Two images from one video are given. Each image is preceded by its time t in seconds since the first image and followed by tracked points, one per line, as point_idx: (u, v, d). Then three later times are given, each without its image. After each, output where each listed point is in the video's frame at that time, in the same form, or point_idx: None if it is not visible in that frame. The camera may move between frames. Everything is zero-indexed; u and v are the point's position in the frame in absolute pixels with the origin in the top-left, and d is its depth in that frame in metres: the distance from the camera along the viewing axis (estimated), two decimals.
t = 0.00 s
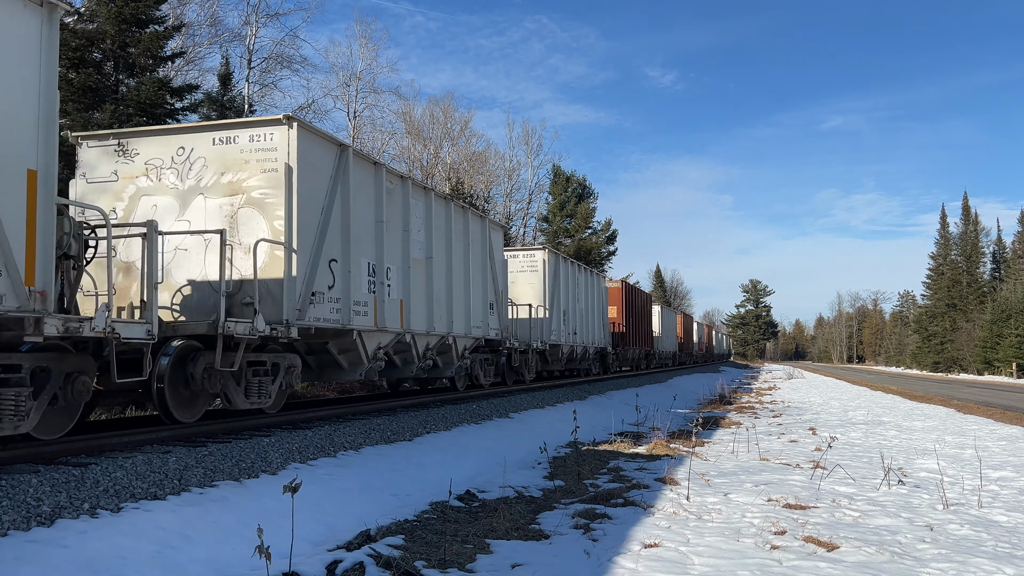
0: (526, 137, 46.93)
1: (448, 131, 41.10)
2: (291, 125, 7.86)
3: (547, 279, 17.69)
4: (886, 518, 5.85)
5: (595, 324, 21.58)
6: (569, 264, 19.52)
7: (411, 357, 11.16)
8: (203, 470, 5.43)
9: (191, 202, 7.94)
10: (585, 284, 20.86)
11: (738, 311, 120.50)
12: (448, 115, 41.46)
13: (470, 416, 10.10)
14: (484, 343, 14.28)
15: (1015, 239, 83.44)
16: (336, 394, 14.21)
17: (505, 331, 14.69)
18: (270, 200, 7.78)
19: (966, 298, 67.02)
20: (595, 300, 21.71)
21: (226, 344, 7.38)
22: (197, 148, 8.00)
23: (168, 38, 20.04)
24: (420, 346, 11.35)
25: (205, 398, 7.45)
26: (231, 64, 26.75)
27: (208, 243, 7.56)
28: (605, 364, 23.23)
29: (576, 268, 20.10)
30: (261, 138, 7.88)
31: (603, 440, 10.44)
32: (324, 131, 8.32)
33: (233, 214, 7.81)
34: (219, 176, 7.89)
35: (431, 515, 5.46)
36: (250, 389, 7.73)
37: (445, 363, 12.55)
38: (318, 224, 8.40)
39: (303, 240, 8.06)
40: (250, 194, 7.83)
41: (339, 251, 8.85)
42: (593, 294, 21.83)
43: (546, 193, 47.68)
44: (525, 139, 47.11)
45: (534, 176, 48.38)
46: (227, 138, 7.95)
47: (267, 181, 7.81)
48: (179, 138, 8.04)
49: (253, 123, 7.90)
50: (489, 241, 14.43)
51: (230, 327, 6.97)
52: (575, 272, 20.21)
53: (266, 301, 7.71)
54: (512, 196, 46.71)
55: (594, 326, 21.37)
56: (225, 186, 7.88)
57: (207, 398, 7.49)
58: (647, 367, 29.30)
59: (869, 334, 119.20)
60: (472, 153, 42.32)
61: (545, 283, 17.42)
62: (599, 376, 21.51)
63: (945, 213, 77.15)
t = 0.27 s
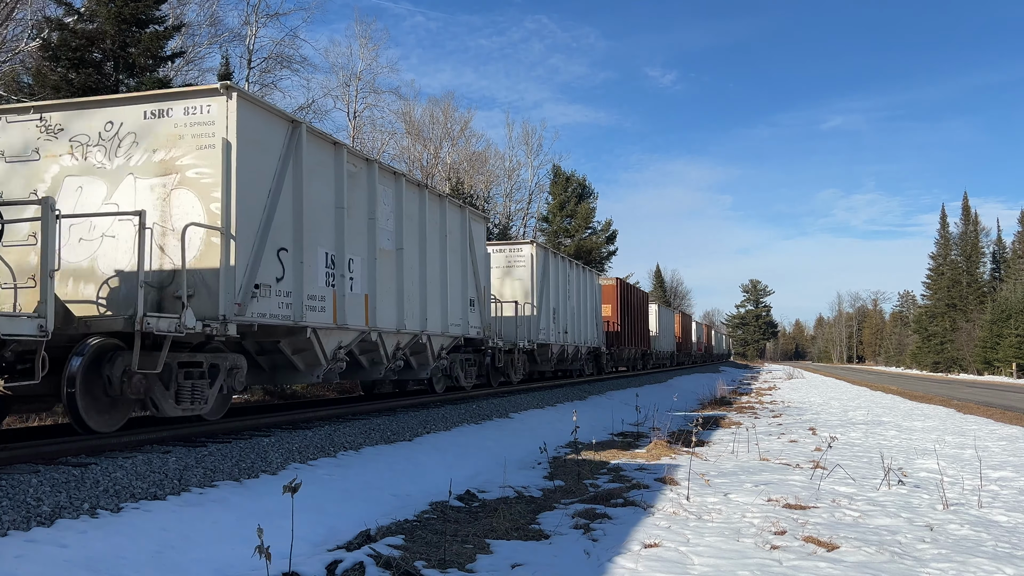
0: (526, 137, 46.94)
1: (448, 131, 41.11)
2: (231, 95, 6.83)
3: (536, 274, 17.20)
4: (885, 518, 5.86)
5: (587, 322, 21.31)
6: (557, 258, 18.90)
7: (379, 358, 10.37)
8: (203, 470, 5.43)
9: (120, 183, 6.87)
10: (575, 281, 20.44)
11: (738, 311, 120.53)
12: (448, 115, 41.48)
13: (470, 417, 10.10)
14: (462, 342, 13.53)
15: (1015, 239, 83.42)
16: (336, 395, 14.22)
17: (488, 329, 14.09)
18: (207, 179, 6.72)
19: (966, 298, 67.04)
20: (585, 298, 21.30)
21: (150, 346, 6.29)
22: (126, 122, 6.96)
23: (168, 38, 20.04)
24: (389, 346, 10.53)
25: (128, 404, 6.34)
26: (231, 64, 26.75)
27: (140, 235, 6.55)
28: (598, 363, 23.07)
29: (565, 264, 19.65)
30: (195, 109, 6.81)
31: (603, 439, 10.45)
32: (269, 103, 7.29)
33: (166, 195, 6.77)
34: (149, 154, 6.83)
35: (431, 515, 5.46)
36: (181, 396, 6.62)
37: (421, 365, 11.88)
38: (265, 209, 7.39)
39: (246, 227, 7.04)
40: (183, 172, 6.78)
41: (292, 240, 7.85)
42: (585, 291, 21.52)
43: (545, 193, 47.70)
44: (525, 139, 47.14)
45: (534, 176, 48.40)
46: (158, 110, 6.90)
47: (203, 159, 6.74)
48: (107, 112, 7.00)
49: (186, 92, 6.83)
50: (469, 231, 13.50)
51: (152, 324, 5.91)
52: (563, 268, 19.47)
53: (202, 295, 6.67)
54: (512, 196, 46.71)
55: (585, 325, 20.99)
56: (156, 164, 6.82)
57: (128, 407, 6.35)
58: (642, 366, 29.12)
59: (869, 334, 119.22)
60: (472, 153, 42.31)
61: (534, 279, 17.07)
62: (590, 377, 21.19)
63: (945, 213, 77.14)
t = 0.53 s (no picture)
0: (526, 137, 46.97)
1: (447, 131, 41.12)
2: (152, 59, 6.23)
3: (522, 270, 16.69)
4: (886, 518, 5.85)
5: (577, 320, 20.91)
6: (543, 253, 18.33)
7: (342, 359, 9.68)
8: (203, 470, 5.44)
9: (29, 157, 6.34)
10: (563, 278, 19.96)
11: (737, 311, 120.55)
12: (448, 115, 41.49)
13: (470, 417, 10.11)
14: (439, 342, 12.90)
15: (1015, 239, 83.41)
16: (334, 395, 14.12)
17: (467, 328, 13.43)
18: (125, 153, 6.11)
19: (966, 298, 67.05)
20: (574, 295, 20.86)
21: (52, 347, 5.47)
22: (38, 90, 6.42)
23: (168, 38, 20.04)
24: (353, 346, 9.85)
25: (26, 411, 5.39)
26: (231, 64, 26.76)
27: (46, 214, 5.91)
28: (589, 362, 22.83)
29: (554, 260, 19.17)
30: (114, 74, 6.23)
31: (603, 439, 10.45)
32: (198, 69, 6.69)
33: (80, 171, 6.18)
34: (61, 125, 6.29)
35: (431, 515, 5.47)
36: (91, 403, 5.72)
37: (390, 366, 11.19)
38: (195, 190, 6.73)
39: (172, 208, 6.41)
40: (99, 146, 6.17)
41: (229, 225, 7.20)
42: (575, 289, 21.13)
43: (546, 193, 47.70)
44: (525, 139, 47.16)
45: (534, 176, 48.40)
46: (74, 77, 6.33)
47: (120, 131, 6.14)
48: (14, 78, 6.50)
49: (104, 55, 6.25)
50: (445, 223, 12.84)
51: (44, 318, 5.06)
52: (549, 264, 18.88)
53: (119, 287, 5.95)
54: (512, 195, 46.72)
55: (574, 324, 20.55)
56: (70, 138, 6.27)
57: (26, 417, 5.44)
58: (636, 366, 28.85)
59: (870, 334, 119.22)
60: (472, 153, 42.30)
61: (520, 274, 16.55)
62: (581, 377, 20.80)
63: (945, 213, 77.15)
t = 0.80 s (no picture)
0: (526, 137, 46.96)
1: (447, 131, 41.11)
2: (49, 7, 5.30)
3: (511, 266, 15.90)
4: (886, 518, 5.85)
5: (567, 319, 20.27)
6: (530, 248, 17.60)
7: (296, 359, 8.72)
8: (203, 470, 5.43)
9: None
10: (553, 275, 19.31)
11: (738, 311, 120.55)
12: (448, 114, 41.49)
13: (470, 416, 10.11)
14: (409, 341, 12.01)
15: (1015, 239, 83.39)
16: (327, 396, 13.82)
17: (444, 326, 12.53)
18: (15, 119, 5.19)
19: (966, 298, 67.06)
20: (564, 293, 20.22)
21: None
22: None
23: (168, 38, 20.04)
24: (310, 345, 8.89)
25: None
26: (231, 64, 26.75)
27: None
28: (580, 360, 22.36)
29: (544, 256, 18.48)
30: (4, 27, 5.32)
31: (603, 439, 10.44)
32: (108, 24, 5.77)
33: None
34: None
35: (431, 515, 5.47)
36: None
37: (355, 367, 10.31)
38: (104, 162, 5.74)
39: (75, 184, 5.46)
40: None
41: (150, 205, 6.22)
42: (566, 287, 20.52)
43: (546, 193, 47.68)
44: (525, 139, 47.16)
45: (534, 176, 48.40)
46: None
47: (11, 93, 5.23)
48: None
49: None
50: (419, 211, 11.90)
51: None
52: (536, 260, 18.10)
53: (6, 272, 5.02)
54: (512, 195, 46.70)
55: (564, 322, 19.89)
56: None
57: None
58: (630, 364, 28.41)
59: (870, 334, 119.22)
60: (472, 153, 42.28)
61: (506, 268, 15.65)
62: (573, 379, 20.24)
63: (945, 213, 77.16)
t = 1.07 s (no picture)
0: (526, 137, 46.97)
1: (447, 131, 41.11)
2: None
3: (490, 260, 15.58)
4: (886, 518, 5.86)
5: (554, 319, 19.81)
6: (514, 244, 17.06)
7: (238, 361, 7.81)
8: (203, 470, 5.44)
9: None
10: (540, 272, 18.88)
11: (738, 311, 120.55)
12: (447, 114, 41.47)
13: (470, 416, 10.11)
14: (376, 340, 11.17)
15: (1015, 239, 83.41)
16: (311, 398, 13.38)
17: (415, 325, 11.72)
18: None
19: (966, 298, 67.04)
20: (551, 291, 19.79)
21: None
22: None
23: (168, 38, 20.04)
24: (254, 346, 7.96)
25: None
26: (231, 64, 26.74)
27: None
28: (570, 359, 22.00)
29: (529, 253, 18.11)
30: None
31: (603, 439, 10.44)
32: None
33: None
34: None
35: (431, 515, 5.47)
36: None
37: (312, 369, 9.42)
38: None
39: None
40: None
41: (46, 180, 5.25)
42: (553, 285, 20.08)
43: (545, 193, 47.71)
44: (525, 139, 47.17)
45: (534, 176, 48.40)
46: None
47: None
48: None
49: None
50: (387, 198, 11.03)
51: None
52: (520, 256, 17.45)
53: None
54: (512, 195, 46.70)
55: (551, 322, 19.43)
56: None
57: None
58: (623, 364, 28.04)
59: (869, 334, 119.23)
60: (472, 153, 42.28)
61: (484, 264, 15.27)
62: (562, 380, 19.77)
63: (945, 213, 77.16)
